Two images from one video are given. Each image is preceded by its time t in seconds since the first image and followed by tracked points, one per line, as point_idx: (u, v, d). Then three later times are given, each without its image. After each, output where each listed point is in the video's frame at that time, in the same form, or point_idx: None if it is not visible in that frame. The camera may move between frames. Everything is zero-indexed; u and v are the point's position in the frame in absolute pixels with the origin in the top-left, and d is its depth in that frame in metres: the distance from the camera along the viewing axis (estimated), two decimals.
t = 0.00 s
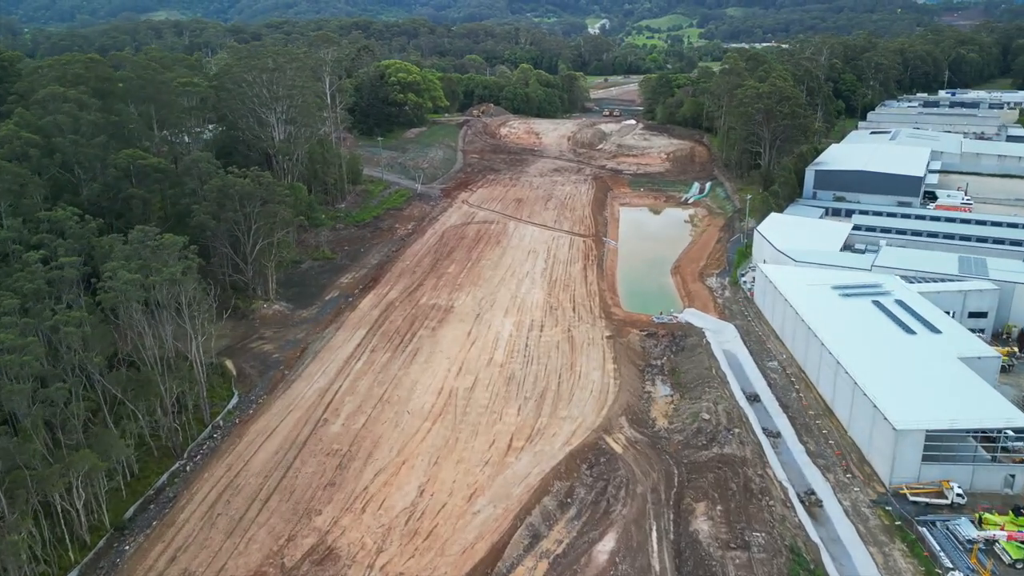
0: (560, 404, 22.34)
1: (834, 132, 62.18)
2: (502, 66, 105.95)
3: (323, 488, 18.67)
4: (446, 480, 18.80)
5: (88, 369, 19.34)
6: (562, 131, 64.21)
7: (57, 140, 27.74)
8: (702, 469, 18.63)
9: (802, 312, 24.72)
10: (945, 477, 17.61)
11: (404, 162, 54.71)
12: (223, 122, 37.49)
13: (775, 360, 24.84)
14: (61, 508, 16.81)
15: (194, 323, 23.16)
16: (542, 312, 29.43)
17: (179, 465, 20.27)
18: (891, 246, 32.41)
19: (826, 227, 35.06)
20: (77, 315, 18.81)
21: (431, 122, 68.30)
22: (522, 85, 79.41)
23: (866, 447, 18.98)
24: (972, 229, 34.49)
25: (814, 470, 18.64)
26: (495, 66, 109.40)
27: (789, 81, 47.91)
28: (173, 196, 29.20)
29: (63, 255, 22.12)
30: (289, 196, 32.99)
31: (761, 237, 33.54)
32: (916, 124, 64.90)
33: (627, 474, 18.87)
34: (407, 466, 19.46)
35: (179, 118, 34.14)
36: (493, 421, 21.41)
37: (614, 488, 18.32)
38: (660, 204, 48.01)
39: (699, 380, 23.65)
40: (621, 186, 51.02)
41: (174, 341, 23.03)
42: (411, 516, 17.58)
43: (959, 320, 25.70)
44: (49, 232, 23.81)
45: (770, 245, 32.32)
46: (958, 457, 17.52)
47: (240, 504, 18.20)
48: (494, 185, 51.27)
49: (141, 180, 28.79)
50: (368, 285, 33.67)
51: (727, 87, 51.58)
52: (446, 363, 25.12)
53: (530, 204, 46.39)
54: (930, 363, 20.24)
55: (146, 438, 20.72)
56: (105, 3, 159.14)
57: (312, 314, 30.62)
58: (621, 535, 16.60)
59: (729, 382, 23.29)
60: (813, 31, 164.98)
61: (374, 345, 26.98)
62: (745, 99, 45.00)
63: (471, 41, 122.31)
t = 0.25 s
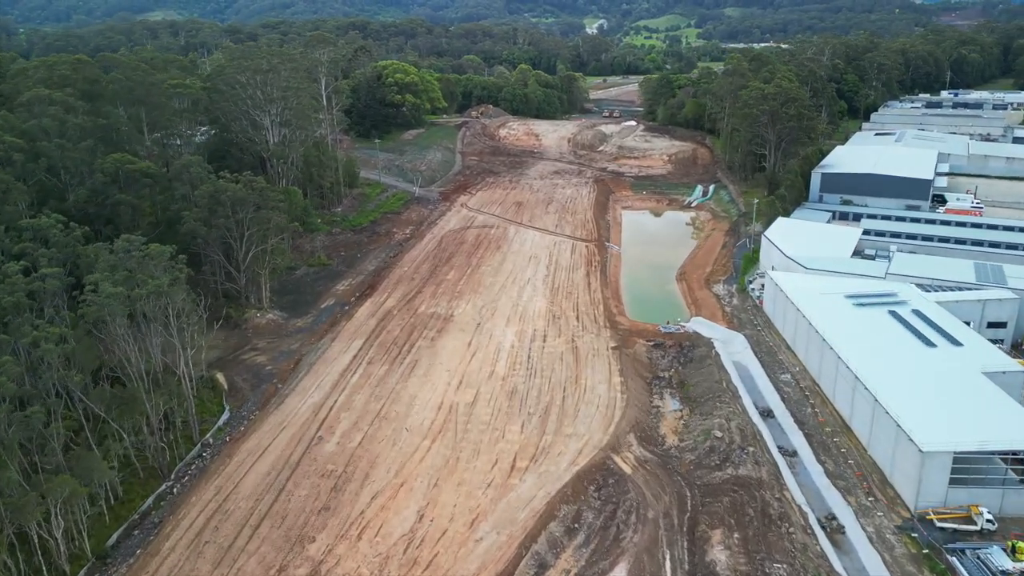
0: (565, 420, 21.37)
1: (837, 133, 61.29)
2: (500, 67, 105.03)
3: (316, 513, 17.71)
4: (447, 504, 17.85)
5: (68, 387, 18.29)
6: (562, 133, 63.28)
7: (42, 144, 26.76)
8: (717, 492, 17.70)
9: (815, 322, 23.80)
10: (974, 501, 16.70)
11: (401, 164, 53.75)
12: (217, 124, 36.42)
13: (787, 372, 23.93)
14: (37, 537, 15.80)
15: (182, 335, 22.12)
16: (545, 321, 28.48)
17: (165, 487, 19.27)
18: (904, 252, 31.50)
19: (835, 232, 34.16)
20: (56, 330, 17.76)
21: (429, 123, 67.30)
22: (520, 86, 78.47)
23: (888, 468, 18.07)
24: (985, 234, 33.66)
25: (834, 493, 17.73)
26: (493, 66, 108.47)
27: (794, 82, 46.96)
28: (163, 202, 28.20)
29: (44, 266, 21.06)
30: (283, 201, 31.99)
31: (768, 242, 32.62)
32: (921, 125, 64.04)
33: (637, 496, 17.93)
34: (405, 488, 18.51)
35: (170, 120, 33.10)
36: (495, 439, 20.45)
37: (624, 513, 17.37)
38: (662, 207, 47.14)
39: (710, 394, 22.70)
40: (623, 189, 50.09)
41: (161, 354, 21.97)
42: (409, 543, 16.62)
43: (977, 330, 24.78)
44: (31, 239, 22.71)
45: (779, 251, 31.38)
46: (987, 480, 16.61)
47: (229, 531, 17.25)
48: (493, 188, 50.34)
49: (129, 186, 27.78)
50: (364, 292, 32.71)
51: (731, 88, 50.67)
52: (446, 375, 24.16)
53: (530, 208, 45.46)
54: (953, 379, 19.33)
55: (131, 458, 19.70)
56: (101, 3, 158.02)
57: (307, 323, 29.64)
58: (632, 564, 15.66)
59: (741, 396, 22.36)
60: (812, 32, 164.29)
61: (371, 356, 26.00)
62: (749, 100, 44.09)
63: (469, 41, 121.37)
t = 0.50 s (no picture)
0: (570, 438, 20.43)
1: (839, 135, 60.49)
2: (497, 67, 104.08)
3: (308, 540, 16.76)
4: (446, 530, 16.90)
5: (45, 408, 17.26)
6: (560, 134, 62.36)
7: (24, 149, 25.76)
8: (731, 516, 16.80)
9: (828, 332, 22.91)
10: (1003, 526, 15.83)
11: (397, 166, 52.79)
12: (207, 127, 35.34)
13: (799, 385, 23.04)
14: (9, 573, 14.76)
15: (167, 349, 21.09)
16: (546, 330, 27.53)
17: (148, 512, 18.28)
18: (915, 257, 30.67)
19: (842, 236, 33.31)
20: (31, 349, 16.71)
21: (425, 124, 66.34)
22: (518, 86, 77.55)
23: (911, 490, 17.18)
24: (996, 239, 32.89)
25: (854, 517, 16.85)
26: (489, 66, 107.54)
27: (798, 82, 46.07)
28: (149, 208, 27.20)
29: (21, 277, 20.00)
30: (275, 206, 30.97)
31: (775, 248, 31.75)
32: (923, 126, 63.33)
33: (646, 521, 17.02)
34: (402, 512, 17.57)
35: (158, 123, 32.09)
36: (496, 458, 19.51)
37: (633, 539, 16.46)
38: (663, 211, 46.29)
39: (719, 408, 21.80)
40: (622, 192, 49.22)
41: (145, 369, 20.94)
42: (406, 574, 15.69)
43: (995, 340, 23.92)
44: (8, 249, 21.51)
45: (787, 256, 30.49)
46: (1018, 505, 15.73)
47: (215, 560, 16.29)
48: (491, 191, 49.40)
49: (114, 191, 26.79)
50: (359, 300, 31.75)
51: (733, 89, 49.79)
52: (444, 389, 23.19)
53: (529, 211, 44.53)
54: (977, 395, 18.46)
55: (113, 481, 18.69)
56: (94, 3, 156.68)
57: (300, 332, 28.67)
58: None
59: (753, 411, 21.46)
60: (809, 32, 163.71)
61: (366, 368, 25.04)
62: (752, 101, 43.23)
63: (465, 41, 120.41)
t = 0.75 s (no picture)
0: (573, 457, 19.49)
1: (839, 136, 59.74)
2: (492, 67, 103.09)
3: (297, 571, 15.79)
4: (444, 559, 15.95)
5: (16, 432, 16.22)
6: (557, 135, 61.43)
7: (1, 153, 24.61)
8: (745, 544, 15.90)
9: (840, 343, 21.99)
10: None
11: (391, 169, 51.80)
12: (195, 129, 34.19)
13: (810, 398, 22.15)
14: None
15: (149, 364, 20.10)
16: (546, 340, 26.58)
17: (127, 539, 17.29)
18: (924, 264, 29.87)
19: (849, 241, 32.46)
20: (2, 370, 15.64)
21: (420, 125, 65.35)
22: (513, 87, 76.60)
23: (934, 514, 16.31)
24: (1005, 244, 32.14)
25: (875, 543, 15.98)
26: (484, 66, 106.58)
27: (800, 83, 45.24)
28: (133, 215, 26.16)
29: None
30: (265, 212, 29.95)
31: (780, 254, 30.87)
32: (924, 127, 62.64)
33: (655, 548, 16.11)
34: (397, 539, 16.62)
35: (143, 126, 31.02)
36: (496, 479, 18.57)
37: (642, 569, 15.54)
38: (662, 214, 45.49)
39: (728, 423, 20.90)
40: (621, 194, 48.35)
41: (126, 386, 19.93)
42: None
43: (1013, 351, 23.10)
44: None
45: (793, 263, 29.63)
46: None
47: None
48: (487, 194, 48.44)
49: (96, 198, 25.75)
50: (352, 308, 30.75)
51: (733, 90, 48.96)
52: (440, 404, 22.21)
53: (526, 215, 43.60)
54: (1000, 413, 17.61)
55: (90, 507, 17.68)
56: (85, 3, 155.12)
57: (290, 343, 27.66)
58: None
59: (763, 427, 20.54)
60: (805, 32, 163.22)
61: (359, 382, 24.05)
62: (753, 103, 42.38)
63: (459, 41, 119.41)
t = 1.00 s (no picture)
0: (577, 478, 18.56)
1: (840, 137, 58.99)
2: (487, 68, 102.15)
3: None
4: None
5: None
6: (554, 137, 60.53)
7: None
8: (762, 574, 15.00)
9: (853, 355, 21.08)
10: None
11: (385, 171, 50.80)
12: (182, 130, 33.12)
13: (822, 413, 21.25)
14: None
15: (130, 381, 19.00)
16: (546, 350, 25.63)
17: (105, 569, 16.28)
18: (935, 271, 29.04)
19: (856, 246, 31.59)
20: None
21: (414, 127, 64.35)
22: (509, 87, 75.68)
23: (962, 542, 15.47)
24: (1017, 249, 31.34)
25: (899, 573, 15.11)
26: (479, 67, 105.64)
27: (802, 84, 44.37)
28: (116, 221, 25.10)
29: None
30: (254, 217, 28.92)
31: (786, 259, 29.98)
32: (925, 128, 61.96)
33: None
34: (392, 569, 15.66)
35: (127, 128, 29.94)
36: (497, 503, 17.61)
37: None
38: (662, 217, 44.61)
39: (738, 440, 19.99)
40: (620, 197, 47.45)
41: (106, 403, 18.83)
42: None
43: None
44: None
45: (800, 269, 28.75)
46: None
47: None
48: (483, 197, 47.50)
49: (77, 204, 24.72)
50: (345, 317, 29.76)
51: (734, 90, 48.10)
52: (437, 420, 21.24)
53: (523, 219, 42.69)
54: None
55: (65, 535, 16.65)
56: (77, 3, 153.64)
57: (281, 354, 26.64)
58: None
59: (776, 444, 19.62)
60: (801, 32, 162.74)
61: (352, 395, 23.04)
62: (755, 104, 41.47)
63: (454, 41, 118.47)
